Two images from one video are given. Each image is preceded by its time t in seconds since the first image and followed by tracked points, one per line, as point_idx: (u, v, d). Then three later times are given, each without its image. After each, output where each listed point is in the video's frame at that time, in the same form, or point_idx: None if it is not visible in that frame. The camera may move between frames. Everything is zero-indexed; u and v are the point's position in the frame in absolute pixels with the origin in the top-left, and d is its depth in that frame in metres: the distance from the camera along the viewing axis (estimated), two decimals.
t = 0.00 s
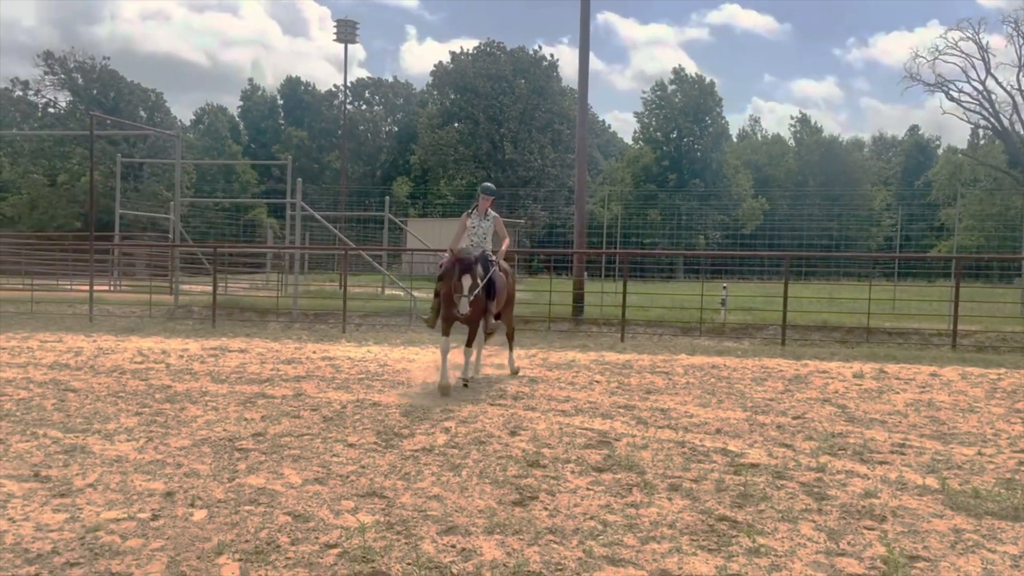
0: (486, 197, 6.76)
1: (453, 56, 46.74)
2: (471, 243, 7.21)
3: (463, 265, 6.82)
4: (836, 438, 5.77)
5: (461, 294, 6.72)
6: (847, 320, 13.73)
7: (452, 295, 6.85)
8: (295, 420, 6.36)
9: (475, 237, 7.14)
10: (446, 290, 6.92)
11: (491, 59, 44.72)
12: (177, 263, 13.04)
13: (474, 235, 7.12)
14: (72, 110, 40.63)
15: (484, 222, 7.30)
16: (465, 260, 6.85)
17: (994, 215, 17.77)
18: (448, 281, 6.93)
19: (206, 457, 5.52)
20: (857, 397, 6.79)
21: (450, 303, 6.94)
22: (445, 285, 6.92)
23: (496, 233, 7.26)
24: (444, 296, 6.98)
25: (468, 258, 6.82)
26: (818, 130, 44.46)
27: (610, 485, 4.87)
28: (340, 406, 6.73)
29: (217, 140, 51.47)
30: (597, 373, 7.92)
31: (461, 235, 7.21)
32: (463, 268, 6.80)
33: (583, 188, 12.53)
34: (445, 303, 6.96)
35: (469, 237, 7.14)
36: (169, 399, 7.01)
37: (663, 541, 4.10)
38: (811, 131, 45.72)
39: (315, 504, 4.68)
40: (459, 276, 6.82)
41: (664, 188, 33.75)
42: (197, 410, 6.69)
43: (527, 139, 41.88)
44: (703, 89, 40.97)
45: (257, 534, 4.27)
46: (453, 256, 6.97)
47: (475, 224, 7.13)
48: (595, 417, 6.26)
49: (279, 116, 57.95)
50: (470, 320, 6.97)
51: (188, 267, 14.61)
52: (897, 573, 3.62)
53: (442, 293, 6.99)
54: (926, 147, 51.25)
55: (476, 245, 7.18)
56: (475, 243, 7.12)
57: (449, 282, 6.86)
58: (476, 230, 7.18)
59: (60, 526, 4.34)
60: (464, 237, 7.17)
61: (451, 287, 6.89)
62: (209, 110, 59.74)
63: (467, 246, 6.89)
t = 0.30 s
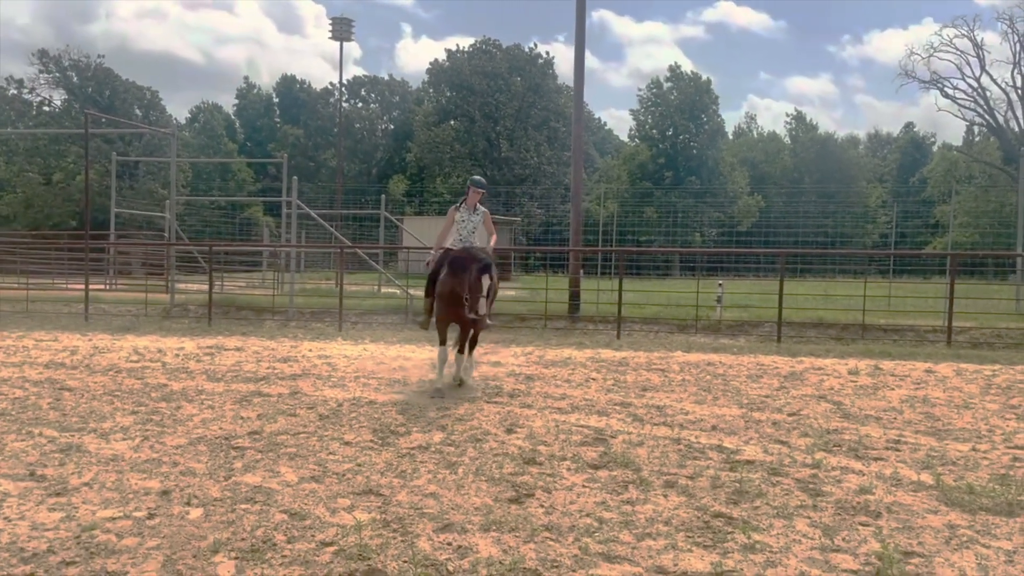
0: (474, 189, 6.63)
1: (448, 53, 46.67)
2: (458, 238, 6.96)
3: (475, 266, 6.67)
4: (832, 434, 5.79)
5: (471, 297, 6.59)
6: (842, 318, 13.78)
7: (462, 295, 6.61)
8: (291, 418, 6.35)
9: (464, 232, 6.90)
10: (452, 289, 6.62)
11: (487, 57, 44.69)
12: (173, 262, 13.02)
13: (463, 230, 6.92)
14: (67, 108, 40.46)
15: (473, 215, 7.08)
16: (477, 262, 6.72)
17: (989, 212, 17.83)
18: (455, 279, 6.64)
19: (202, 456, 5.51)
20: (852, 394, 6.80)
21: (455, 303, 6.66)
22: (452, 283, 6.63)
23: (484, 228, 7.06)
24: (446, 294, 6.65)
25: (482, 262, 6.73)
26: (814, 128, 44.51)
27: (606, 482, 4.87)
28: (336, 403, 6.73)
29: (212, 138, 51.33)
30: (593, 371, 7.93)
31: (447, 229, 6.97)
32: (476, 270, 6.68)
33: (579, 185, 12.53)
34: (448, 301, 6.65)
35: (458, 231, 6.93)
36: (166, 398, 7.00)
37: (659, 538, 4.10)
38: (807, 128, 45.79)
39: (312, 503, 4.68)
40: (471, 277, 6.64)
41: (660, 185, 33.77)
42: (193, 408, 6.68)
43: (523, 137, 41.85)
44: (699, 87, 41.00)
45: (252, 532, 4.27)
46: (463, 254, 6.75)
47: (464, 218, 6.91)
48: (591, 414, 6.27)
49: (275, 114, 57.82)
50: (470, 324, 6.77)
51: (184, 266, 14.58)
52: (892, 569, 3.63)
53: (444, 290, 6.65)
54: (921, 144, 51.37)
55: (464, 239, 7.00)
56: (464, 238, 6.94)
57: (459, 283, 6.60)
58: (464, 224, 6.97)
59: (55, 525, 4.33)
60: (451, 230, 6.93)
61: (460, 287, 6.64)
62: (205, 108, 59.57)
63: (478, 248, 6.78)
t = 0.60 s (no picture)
0: (463, 187, 6.52)
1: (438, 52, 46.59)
2: (447, 237, 6.86)
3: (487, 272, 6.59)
4: (820, 430, 5.82)
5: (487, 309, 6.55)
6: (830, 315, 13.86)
7: (465, 298, 6.53)
8: (280, 417, 6.33)
9: (454, 231, 6.81)
10: (455, 290, 6.50)
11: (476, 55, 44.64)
12: (161, 262, 12.94)
13: (452, 229, 6.83)
14: (54, 106, 40.16)
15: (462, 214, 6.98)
16: (486, 266, 6.63)
17: (976, 210, 17.98)
18: (461, 279, 6.52)
19: (190, 456, 5.48)
20: (841, 390, 6.83)
21: (454, 304, 6.56)
22: (456, 283, 6.51)
23: (474, 228, 6.98)
24: (447, 292, 6.51)
25: (492, 266, 6.65)
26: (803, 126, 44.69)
27: (596, 479, 4.88)
28: (325, 403, 6.71)
29: (201, 137, 51.01)
30: (583, 368, 7.94)
31: (437, 228, 6.86)
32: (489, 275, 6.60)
33: (568, 183, 12.54)
34: (446, 300, 6.54)
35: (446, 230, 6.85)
36: (153, 398, 6.96)
37: (648, 535, 4.11)
38: (796, 126, 46.01)
39: (301, 502, 4.66)
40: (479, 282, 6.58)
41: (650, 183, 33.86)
42: (182, 408, 6.64)
43: (513, 135, 41.85)
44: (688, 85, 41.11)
45: (241, 532, 4.25)
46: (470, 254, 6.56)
47: (453, 218, 6.81)
48: (580, 412, 6.28)
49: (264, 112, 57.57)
50: (464, 324, 6.75)
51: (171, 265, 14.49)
52: (880, 564, 3.64)
53: (444, 289, 6.49)
54: (909, 142, 51.74)
55: (453, 239, 6.90)
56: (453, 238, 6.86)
57: (464, 285, 6.49)
58: (454, 223, 6.87)
59: (42, 526, 4.29)
60: (440, 230, 6.83)
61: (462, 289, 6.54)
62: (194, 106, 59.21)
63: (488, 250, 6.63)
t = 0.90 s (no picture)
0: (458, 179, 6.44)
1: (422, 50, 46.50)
2: (442, 233, 6.63)
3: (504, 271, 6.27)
4: (801, 426, 5.86)
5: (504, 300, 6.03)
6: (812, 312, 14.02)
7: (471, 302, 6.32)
8: (262, 417, 6.28)
9: (449, 225, 6.62)
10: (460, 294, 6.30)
11: (460, 53, 44.60)
12: (142, 261, 12.82)
13: (447, 224, 6.64)
14: (34, 104, 39.64)
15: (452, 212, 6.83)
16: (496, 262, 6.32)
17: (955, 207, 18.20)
18: (470, 281, 6.30)
19: (172, 456, 5.43)
20: (821, 386, 6.90)
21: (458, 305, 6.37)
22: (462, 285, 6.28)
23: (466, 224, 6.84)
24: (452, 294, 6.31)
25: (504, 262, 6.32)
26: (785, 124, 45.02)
27: (579, 477, 4.88)
28: (308, 402, 6.67)
29: (183, 135, 50.55)
30: (567, 366, 7.94)
31: (432, 224, 6.64)
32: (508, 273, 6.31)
33: (551, 181, 12.55)
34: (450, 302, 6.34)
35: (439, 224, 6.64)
36: (134, 398, 6.89)
37: (631, 532, 4.12)
38: (779, 124, 46.36)
39: (283, 502, 4.62)
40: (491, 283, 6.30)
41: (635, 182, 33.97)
42: (163, 409, 6.57)
43: (497, 134, 41.86)
44: (671, 84, 41.34)
45: (222, 532, 4.21)
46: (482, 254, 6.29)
47: (447, 212, 6.65)
48: (564, 409, 6.29)
49: (247, 110, 57.15)
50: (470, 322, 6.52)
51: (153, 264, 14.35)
52: (860, 558, 3.66)
53: (450, 291, 6.27)
54: (889, 139, 52.30)
55: (448, 234, 6.68)
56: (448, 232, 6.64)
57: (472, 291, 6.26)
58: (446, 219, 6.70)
59: (20, 529, 4.23)
60: (434, 225, 6.62)
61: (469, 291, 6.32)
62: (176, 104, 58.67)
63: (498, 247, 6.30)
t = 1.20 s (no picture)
0: (450, 177, 6.19)
1: (396, 47, 46.22)
2: (432, 233, 6.38)
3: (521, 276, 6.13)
4: (776, 423, 5.88)
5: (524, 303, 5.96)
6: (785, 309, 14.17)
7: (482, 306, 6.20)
8: (233, 419, 6.17)
9: (438, 225, 6.35)
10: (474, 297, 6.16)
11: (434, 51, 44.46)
12: (110, 260, 12.57)
13: (436, 224, 6.37)
14: None
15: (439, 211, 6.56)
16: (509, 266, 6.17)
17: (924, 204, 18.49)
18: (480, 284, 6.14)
19: (139, 459, 5.31)
20: (795, 383, 6.94)
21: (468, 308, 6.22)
22: (477, 287, 6.13)
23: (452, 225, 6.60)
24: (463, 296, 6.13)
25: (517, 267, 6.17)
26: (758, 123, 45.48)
27: (554, 476, 4.85)
28: (280, 403, 6.57)
29: (154, 133, 49.73)
30: (542, 364, 7.92)
31: (421, 222, 6.31)
32: (525, 278, 6.14)
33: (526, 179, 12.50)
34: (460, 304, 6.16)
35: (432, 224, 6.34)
36: (102, 400, 6.73)
37: (606, 530, 4.09)
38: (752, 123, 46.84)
39: (253, 505, 4.53)
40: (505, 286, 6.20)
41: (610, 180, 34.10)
42: (131, 411, 6.43)
43: (472, 132, 41.86)
44: (646, 82, 41.62)
45: (191, 536, 4.11)
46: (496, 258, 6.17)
47: (437, 212, 6.37)
48: (540, 408, 6.26)
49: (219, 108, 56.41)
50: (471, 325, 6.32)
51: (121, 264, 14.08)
52: (833, 554, 3.67)
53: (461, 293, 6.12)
54: (860, 138, 53.09)
55: (436, 235, 6.41)
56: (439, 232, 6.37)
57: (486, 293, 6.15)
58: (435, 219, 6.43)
59: None
60: (424, 225, 6.31)
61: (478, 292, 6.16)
62: (146, 102, 57.69)
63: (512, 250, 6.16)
